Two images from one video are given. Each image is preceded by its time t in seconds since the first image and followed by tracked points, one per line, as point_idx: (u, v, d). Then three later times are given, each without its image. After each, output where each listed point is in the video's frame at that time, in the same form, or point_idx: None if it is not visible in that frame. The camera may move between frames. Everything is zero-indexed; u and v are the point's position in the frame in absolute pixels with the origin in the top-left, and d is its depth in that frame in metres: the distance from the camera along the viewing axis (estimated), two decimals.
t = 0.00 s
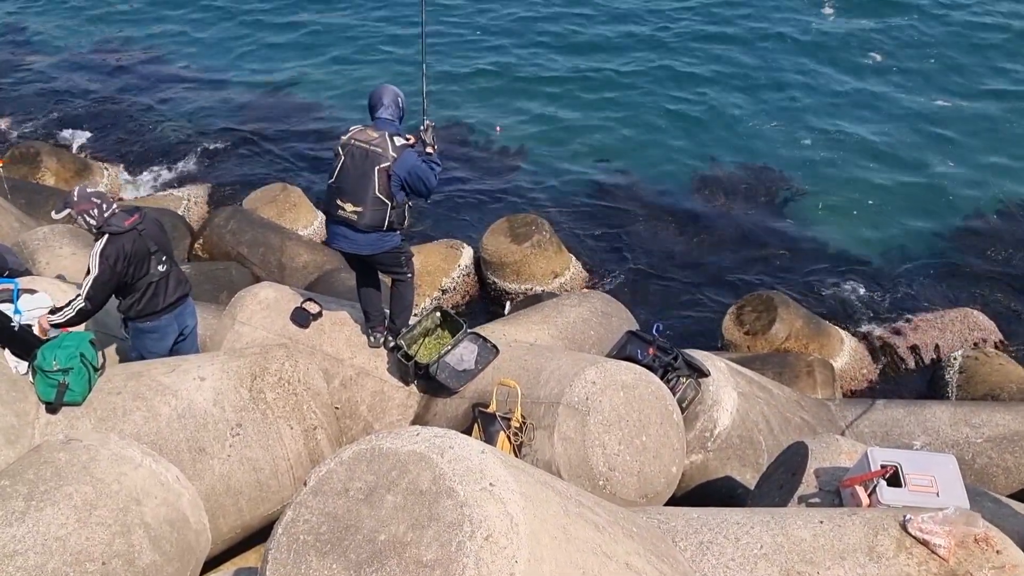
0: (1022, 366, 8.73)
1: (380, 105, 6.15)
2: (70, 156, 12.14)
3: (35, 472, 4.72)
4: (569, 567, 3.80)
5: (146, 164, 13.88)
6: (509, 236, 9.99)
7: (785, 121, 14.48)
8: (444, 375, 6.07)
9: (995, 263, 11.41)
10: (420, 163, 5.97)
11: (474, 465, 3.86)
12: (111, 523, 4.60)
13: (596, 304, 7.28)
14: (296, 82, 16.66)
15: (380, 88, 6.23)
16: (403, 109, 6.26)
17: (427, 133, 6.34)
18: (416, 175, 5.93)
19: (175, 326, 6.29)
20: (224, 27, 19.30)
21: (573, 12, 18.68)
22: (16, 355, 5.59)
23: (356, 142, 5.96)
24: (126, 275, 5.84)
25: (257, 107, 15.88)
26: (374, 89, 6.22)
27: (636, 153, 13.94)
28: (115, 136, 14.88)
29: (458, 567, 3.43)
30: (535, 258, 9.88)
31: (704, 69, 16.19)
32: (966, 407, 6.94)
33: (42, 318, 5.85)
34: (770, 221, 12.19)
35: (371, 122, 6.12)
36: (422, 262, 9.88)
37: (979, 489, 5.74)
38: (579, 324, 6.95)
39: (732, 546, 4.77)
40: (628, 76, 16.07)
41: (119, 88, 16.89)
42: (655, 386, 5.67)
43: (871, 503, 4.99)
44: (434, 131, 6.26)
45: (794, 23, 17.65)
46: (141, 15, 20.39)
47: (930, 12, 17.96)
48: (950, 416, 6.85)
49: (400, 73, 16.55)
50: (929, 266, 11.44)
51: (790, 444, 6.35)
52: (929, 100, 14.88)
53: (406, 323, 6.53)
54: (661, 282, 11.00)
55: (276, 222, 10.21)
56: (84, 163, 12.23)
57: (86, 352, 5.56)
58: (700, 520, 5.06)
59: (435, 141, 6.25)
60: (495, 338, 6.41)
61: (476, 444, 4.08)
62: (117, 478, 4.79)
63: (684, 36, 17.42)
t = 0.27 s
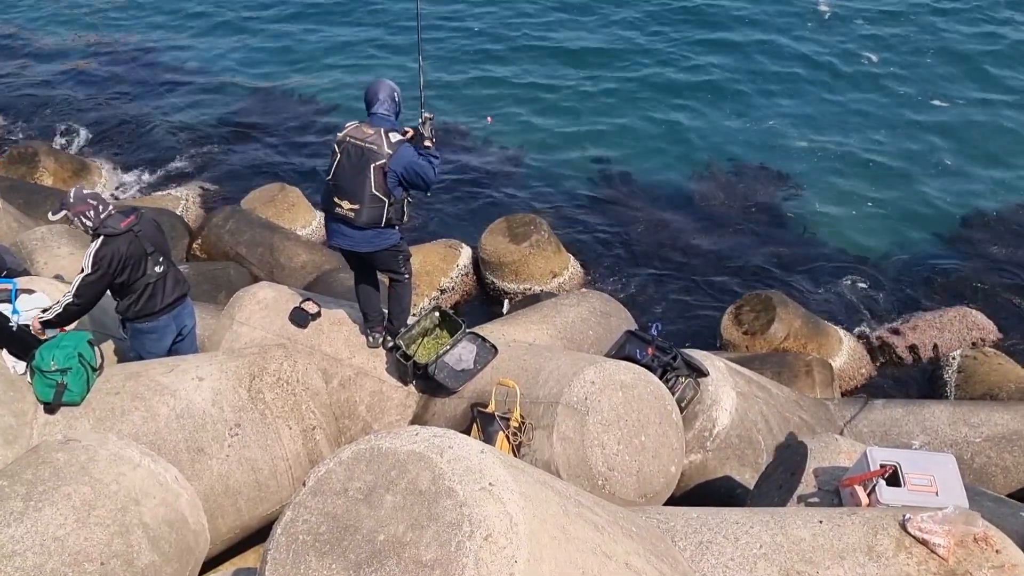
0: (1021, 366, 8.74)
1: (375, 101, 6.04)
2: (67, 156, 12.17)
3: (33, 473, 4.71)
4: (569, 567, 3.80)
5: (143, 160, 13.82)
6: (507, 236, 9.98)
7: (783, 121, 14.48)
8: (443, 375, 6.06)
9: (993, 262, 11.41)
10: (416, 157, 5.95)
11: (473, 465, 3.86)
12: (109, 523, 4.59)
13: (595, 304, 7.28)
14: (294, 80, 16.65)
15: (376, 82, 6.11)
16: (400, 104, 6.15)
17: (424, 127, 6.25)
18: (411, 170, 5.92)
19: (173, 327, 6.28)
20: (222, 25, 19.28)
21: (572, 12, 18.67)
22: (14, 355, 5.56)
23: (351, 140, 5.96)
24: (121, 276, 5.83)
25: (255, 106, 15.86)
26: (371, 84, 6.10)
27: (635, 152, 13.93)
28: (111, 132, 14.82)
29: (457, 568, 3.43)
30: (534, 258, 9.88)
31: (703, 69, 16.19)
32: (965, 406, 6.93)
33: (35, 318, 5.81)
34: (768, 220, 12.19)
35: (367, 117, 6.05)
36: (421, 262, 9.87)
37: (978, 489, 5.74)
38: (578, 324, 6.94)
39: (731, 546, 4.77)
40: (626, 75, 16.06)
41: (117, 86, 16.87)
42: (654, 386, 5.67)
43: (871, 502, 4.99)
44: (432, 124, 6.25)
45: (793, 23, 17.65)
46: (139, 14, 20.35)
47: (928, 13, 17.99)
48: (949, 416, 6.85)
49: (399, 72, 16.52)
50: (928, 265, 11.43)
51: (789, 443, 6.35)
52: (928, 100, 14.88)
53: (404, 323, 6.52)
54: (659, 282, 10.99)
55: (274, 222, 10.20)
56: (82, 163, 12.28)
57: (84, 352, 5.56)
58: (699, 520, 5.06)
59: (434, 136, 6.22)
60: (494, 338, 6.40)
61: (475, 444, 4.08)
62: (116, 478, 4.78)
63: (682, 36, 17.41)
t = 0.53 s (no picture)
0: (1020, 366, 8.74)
1: (372, 97, 6.05)
2: (65, 156, 12.16)
3: (32, 473, 4.70)
4: (568, 568, 3.80)
5: (139, 153, 13.71)
6: (506, 236, 9.97)
7: (782, 121, 14.49)
8: (441, 375, 6.05)
9: (992, 261, 11.41)
10: (414, 154, 5.95)
11: (472, 465, 3.86)
12: (107, 524, 4.58)
13: (593, 303, 7.27)
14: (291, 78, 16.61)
15: (372, 79, 6.12)
16: (396, 100, 6.18)
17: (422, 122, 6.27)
18: (408, 167, 5.91)
19: (171, 327, 6.27)
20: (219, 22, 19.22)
21: (571, 10, 18.63)
22: (12, 355, 5.55)
23: (347, 137, 5.95)
24: (118, 277, 5.82)
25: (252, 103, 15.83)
26: (367, 80, 6.12)
27: (634, 151, 13.92)
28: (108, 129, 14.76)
29: (456, 569, 3.43)
30: (532, 258, 9.87)
31: (701, 68, 16.18)
32: (964, 406, 6.92)
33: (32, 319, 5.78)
34: (767, 220, 12.19)
35: (363, 114, 6.07)
36: (419, 262, 9.86)
37: (976, 488, 5.73)
38: (576, 324, 6.94)
39: (730, 546, 4.77)
40: (625, 75, 16.07)
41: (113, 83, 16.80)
42: (652, 386, 5.66)
43: (870, 502, 4.99)
44: (430, 119, 6.34)
45: (792, 21, 17.64)
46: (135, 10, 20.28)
47: (927, 12, 18.00)
48: (947, 416, 6.84)
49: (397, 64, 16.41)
50: (927, 264, 11.43)
51: (788, 442, 6.34)
52: (927, 99, 14.89)
53: (402, 323, 6.52)
54: (657, 281, 10.98)
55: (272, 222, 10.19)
56: (80, 163, 12.24)
57: (82, 352, 5.54)
58: (697, 520, 5.06)
59: (431, 130, 6.24)
60: (492, 338, 6.39)
61: (474, 445, 4.08)
62: (114, 479, 4.77)
63: (681, 34, 17.39)
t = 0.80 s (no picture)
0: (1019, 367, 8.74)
1: (370, 96, 6.02)
2: (64, 157, 12.15)
3: (30, 474, 4.70)
4: (567, 571, 3.79)
5: (138, 154, 13.72)
6: (504, 236, 9.96)
7: (782, 121, 14.48)
8: (440, 376, 6.05)
9: (992, 261, 11.41)
10: (413, 154, 5.88)
11: (470, 468, 3.86)
12: (106, 526, 4.59)
13: (591, 304, 7.27)
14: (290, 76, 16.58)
15: (370, 78, 6.10)
16: (394, 99, 6.14)
17: (420, 120, 6.25)
18: (406, 167, 5.86)
19: (169, 328, 6.27)
20: (216, 17, 19.17)
21: (571, 9, 18.61)
22: (10, 356, 5.53)
23: (345, 137, 5.92)
24: (115, 278, 5.82)
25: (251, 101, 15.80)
26: (365, 79, 6.09)
27: (634, 150, 13.91)
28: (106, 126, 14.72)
29: (454, 572, 3.43)
30: (531, 258, 9.86)
31: (700, 66, 16.17)
32: (962, 406, 6.93)
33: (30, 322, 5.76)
34: (766, 219, 12.19)
35: (361, 113, 6.03)
36: (417, 263, 9.84)
37: (975, 490, 5.73)
38: (575, 325, 6.94)
39: (728, 548, 4.78)
40: (624, 76, 16.07)
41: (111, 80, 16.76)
42: (651, 388, 5.66)
43: (868, 504, 4.99)
44: (428, 116, 6.25)
45: (792, 22, 17.65)
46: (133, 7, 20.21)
47: (927, 13, 18.01)
48: (946, 417, 6.84)
49: (396, 62, 16.38)
50: (927, 263, 11.42)
51: (787, 443, 6.33)
52: (927, 99, 14.88)
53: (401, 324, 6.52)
54: (656, 281, 10.98)
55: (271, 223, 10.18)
56: (78, 163, 12.21)
57: (81, 354, 5.53)
58: (695, 521, 5.06)
59: (430, 128, 6.21)
60: (491, 339, 6.39)
61: (472, 448, 4.09)
62: (112, 480, 4.77)
63: (681, 33, 17.37)
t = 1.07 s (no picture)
0: (1016, 375, 8.73)
1: (368, 103, 5.98)
2: (62, 164, 12.12)
3: (26, 485, 4.68)
4: None
5: (136, 161, 13.70)
6: (502, 244, 9.96)
7: (782, 125, 14.47)
8: (437, 385, 6.05)
9: (990, 267, 11.42)
10: (411, 162, 5.85)
11: (467, 478, 3.86)
12: (103, 535, 4.58)
13: (589, 313, 7.28)
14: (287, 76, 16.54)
15: (367, 84, 6.05)
16: (392, 106, 6.11)
17: (418, 125, 6.18)
18: (404, 174, 5.84)
19: (166, 337, 6.26)
20: (213, 18, 19.11)
21: (570, 11, 18.56)
22: (7, 365, 5.49)
23: (342, 146, 5.89)
24: (113, 287, 5.81)
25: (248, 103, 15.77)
26: (362, 86, 6.05)
27: (633, 155, 13.90)
28: (103, 130, 14.68)
29: None
30: (529, 266, 9.85)
31: (698, 69, 16.17)
32: (959, 415, 6.95)
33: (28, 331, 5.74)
34: (765, 225, 12.19)
35: (358, 120, 6.00)
36: (415, 270, 9.83)
37: (972, 500, 5.73)
38: (573, 333, 6.94)
39: (726, 558, 4.77)
40: (623, 78, 16.04)
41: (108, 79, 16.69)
42: (649, 397, 5.67)
43: (866, 513, 4.96)
44: (427, 122, 6.20)
45: (791, 25, 17.64)
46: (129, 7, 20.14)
47: (926, 15, 18.00)
48: (943, 425, 6.85)
49: (395, 65, 16.36)
50: (926, 269, 11.43)
51: (784, 452, 6.33)
52: (926, 102, 14.88)
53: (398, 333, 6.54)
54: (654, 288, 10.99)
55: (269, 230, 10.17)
56: (76, 171, 12.14)
57: (78, 363, 5.53)
58: (693, 531, 5.06)
59: (428, 134, 6.17)
60: (489, 347, 6.40)
61: (470, 458, 4.10)
62: (108, 490, 4.77)
63: (681, 36, 17.35)
